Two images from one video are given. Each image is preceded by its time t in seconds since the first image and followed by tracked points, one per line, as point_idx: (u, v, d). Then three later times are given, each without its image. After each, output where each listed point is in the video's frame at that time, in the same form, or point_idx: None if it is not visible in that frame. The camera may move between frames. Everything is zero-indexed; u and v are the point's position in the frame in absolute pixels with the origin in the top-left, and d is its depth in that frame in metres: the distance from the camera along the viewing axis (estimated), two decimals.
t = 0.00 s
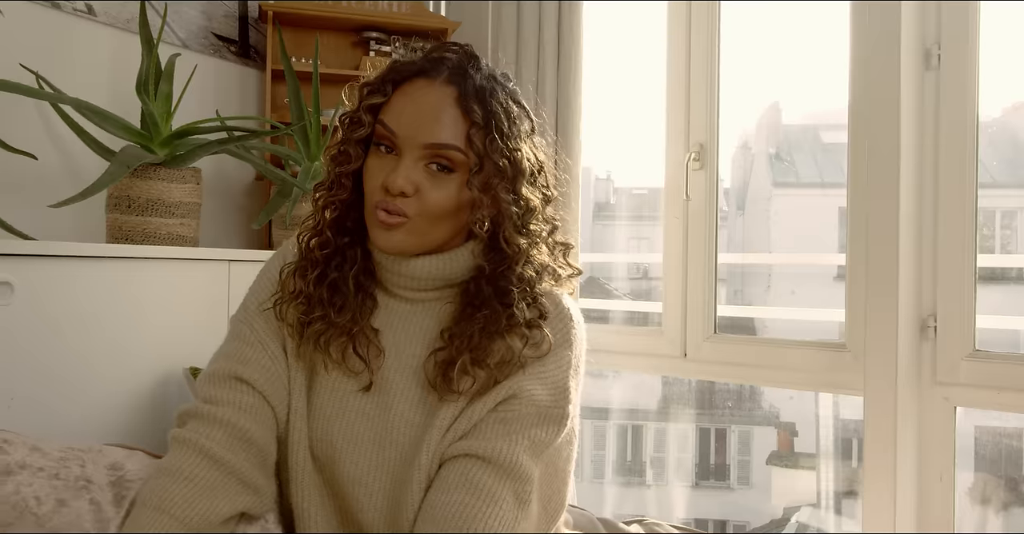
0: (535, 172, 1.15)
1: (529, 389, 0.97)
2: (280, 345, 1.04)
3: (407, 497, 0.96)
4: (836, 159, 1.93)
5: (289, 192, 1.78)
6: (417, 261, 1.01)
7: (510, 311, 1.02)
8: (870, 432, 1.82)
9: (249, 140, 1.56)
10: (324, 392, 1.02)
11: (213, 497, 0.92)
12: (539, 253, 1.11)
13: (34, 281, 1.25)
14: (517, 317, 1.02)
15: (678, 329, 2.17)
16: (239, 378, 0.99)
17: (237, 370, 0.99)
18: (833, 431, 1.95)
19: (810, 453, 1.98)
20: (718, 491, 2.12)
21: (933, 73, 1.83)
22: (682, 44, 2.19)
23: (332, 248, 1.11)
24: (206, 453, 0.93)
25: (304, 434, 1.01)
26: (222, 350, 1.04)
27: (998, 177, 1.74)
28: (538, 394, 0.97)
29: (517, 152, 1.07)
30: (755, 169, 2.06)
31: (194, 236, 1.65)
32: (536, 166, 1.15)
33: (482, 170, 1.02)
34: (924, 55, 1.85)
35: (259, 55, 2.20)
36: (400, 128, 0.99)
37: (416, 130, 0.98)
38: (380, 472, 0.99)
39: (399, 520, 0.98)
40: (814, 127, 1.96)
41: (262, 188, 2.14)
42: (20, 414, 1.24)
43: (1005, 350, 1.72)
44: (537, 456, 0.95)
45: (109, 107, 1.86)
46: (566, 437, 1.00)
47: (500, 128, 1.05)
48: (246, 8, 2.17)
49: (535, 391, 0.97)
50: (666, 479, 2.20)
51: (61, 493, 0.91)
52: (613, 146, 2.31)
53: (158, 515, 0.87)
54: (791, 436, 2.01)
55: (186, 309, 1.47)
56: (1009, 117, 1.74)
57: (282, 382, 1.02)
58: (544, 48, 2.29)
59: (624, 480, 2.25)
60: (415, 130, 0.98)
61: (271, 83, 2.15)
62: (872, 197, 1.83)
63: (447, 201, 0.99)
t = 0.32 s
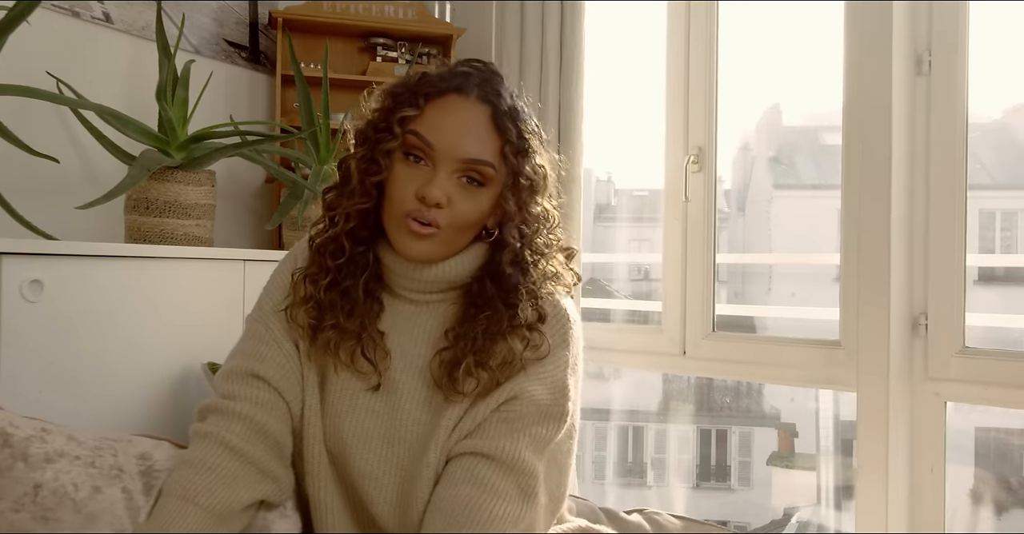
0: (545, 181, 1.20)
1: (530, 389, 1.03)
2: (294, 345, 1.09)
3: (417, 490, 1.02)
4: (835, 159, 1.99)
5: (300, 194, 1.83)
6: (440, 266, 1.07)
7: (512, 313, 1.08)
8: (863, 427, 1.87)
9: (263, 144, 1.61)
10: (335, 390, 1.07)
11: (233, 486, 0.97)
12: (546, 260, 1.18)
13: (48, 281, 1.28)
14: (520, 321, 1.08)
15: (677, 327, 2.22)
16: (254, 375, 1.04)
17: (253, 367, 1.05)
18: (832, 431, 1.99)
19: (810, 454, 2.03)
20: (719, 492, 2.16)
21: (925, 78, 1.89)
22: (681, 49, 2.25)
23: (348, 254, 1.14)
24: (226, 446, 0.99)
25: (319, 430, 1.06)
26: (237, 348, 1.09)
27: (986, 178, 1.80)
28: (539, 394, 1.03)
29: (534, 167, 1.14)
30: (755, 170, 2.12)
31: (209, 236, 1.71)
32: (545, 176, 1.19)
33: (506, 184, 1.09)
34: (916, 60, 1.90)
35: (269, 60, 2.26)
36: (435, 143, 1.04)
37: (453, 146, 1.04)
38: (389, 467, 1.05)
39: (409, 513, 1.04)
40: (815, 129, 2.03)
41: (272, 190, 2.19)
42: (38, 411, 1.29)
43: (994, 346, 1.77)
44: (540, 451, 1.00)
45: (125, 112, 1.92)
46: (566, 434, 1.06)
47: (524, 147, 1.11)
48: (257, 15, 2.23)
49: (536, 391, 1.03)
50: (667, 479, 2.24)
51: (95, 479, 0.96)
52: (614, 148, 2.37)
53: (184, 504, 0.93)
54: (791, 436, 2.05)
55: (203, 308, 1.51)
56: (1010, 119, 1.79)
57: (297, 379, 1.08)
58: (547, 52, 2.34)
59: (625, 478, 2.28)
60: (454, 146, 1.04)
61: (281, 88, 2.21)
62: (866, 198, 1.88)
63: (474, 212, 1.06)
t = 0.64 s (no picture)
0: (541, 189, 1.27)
1: (523, 391, 1.10)
2: (301, 339, 1.16)
3: (416, 481, 1.09)
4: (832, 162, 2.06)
5: (306, 195, 1.89)
6: (447, 261, 1.15)
7: (509, 312, 1.16)
8: (847, 421, 1.94)
9: (273, 147, 1.69)
10: (338, 381, 1.14)
11: (244, 473, 1.04)
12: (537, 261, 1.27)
13: (74, 276, 1.33)
14: (514, 321, 1.16)
15: (670, 323, 2.31)
16: (262, 367, 1.11)
17: (261, 360, 1.11)
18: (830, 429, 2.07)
19: (808, 454, 2.10)
20: (719, 493, 2.22)
21: (904, 85, 1.97)
22: (673, 56, 2.33)
23: (356, 252, 1.21)
24: (237, 434, 1.06)
25: (324, 419, 1.13)
26: (246, 341, 1.16)
27: (963, 179, 1.89)
28: (531, 395, 1.10)
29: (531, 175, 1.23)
30: (754, 170, 2.19)
31: (220, 236, 1.79)
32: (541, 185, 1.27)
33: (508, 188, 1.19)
34: (896, 67, 1.98)
35: (276, 66, 2.34)
36: (453, 140, 1.13)
37: (468, 148, 1.13)
38: (389, 458, 1.12)
39: (407, 501, 1.11)
40: (815, 129, 2.10)
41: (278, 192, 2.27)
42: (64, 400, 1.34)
43: (970, 342, 1.86)
44: (534, 449, 1.07)
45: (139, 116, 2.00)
46: (554, 433, 1.14)
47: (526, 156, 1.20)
48: (263, 23, 2.31)
49: (528, 393, 1.10)
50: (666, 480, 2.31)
51: (122, 463, 1.01)
52: (608, 151, 2.45)
53: (200, 489, 0.99)
54: (789, 436, 2.12)
55: (214, 303, 1.58)
56: (1010, 119, 1.84)
57: (302, 371, 1.14)
58: (542, 59, 2.40)
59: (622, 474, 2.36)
60: (468, 147, 1.13)
61: (287, 92, 2.29)
62: (847, 199, 1.96)
63: (481, 211, 1.16)
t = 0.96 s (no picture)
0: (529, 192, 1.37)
1: (515, 380, 1.19)
2: (309, 330, 1.24)
3: (416, 461, 1.17)
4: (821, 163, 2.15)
5: (314, 193, 1.97)
6: (446, 254, 1.24)
7: (504, 306, 1.25)
8: (829, 410, 2.03)
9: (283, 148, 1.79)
10: (344, 370, 1.22)
11: (257, 455, 1.12)
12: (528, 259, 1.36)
13: (100, 268, 1.42)
14: (509, 315, 1.25)
15: (662, 316, 2.40)
16: (273, 356, 1.18)
17: (272, 350, 1.19)
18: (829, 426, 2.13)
19: (806, 453, 2.16)
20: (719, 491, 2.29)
21: (884, 87, 2.06)
22: (665, 60, 2.42)
23: (362, 247, 1.29)
24: (251, 420, 1.13)
25: (331, 405, 1.21)
26: (256, 333, 1.23)
27: (939, 178, 1.98)
28: (522, 384, 1.19)
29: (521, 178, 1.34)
30: (754, 172, 2.25)
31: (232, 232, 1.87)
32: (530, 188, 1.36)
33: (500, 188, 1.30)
34: (877, 70, 2.07)
35: (282, 69, 2.43)
36: (454, 139, 1.24)
37: (466, 142, 1.24)
38: (392, 441, 1.20)
39: (408, 481, 1.19)
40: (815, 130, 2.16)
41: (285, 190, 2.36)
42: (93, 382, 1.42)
43: (946, 332, 1.96)
44: (526, 432, 1.16)
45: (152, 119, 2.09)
46: (545, 420, 1.22)
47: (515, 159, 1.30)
48: (271, 28, 2.40)
49: (520, 382, 1.19)
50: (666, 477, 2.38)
51: (151, 443, 1.09)
52: (603, 152, 2.54)
53: (218, 470, 1.08)
54: (788, 435, 2.19)
55: (227, 298, 1.66)
56: (1009, 120, 1.91)
57: (311, 359, 1.22)
58: (539, 59, 2.46)
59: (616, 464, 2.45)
60: (467, 146, 1.24)
61: (294, 95, 2.38)
62: (830, 198, 2.05)
63: (478, 207, 1.25)
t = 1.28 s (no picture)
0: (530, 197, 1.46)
1: (522, 368, 1.28)
2: (328, 326, 1.32)
3: (430, 442, 1.26)
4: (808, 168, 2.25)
5: (322, 195, 2.08)
6: (456, 254, 1.33)
7: (512, 299, 1.34)
8: (814, 402, 2.13)
9: (294, 152, 1.90)
10: (364, 365, 1.30)
11: (279, 441, 1.21)
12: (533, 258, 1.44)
13: (127, 266, 1.51)
14: (521, 308, 1.34)
15: (656, 313, 2.49)
16: (296, 349, 1.27)
17: (295, 343, 1.28)
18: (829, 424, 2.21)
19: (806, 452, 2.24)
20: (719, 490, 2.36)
21: (867, 94, 2.16)
22: (659, 64, 2.50)
23: (376, 251, 1.37)
24: (275, 409, 1.22)
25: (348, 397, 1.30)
26: (279, 329, 1.32)
27: (919, 180, 2.08)
28: (528, 371, 1.28)
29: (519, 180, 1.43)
30: (753, 172, 2.33)
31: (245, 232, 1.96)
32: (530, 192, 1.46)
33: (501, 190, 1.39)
34: (861, 77, 2.17)
35: (291, 75, 2.52)
36: (453, 145, 1.33)
37: (465, 146, 1.33)
38: (408, 429, 1.28)
39: (422, 465, 1.27)
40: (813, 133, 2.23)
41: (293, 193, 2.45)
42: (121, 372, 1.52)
43: (927, 329, 2.05)
44: (528, 415, 1.25)
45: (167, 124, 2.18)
46: (546, 406, 1.31)
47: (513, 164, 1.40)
48: (280, 36, 2.49)
49: (526, 369, 1.28)
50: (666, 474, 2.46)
51: (179, 428, 1.17)
52: (599, 154, 2.63)
53: (245, 457, 1.18)
54: (787, 435, 2.26)
55: (244, 297, 1.75)
56: (1009, 121, 1.97)
57: (331, 353, 1.31)
58: (538, 63, 2.54)
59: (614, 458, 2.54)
60: (469, 152, 1.33)
61: (302, 100, 2.47)
62: (815, 199, 2.15)
63: (483, 208, 1.34)
